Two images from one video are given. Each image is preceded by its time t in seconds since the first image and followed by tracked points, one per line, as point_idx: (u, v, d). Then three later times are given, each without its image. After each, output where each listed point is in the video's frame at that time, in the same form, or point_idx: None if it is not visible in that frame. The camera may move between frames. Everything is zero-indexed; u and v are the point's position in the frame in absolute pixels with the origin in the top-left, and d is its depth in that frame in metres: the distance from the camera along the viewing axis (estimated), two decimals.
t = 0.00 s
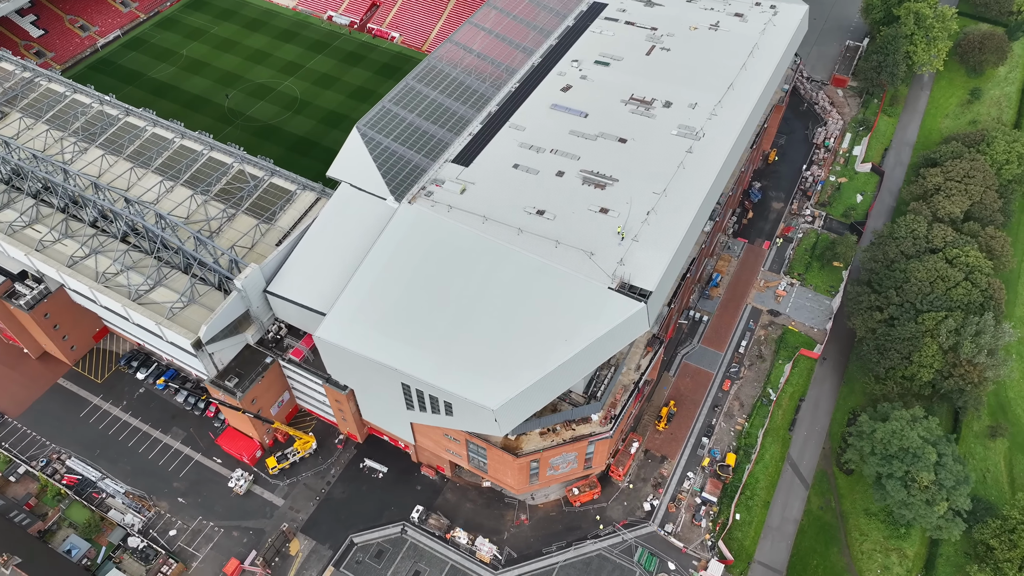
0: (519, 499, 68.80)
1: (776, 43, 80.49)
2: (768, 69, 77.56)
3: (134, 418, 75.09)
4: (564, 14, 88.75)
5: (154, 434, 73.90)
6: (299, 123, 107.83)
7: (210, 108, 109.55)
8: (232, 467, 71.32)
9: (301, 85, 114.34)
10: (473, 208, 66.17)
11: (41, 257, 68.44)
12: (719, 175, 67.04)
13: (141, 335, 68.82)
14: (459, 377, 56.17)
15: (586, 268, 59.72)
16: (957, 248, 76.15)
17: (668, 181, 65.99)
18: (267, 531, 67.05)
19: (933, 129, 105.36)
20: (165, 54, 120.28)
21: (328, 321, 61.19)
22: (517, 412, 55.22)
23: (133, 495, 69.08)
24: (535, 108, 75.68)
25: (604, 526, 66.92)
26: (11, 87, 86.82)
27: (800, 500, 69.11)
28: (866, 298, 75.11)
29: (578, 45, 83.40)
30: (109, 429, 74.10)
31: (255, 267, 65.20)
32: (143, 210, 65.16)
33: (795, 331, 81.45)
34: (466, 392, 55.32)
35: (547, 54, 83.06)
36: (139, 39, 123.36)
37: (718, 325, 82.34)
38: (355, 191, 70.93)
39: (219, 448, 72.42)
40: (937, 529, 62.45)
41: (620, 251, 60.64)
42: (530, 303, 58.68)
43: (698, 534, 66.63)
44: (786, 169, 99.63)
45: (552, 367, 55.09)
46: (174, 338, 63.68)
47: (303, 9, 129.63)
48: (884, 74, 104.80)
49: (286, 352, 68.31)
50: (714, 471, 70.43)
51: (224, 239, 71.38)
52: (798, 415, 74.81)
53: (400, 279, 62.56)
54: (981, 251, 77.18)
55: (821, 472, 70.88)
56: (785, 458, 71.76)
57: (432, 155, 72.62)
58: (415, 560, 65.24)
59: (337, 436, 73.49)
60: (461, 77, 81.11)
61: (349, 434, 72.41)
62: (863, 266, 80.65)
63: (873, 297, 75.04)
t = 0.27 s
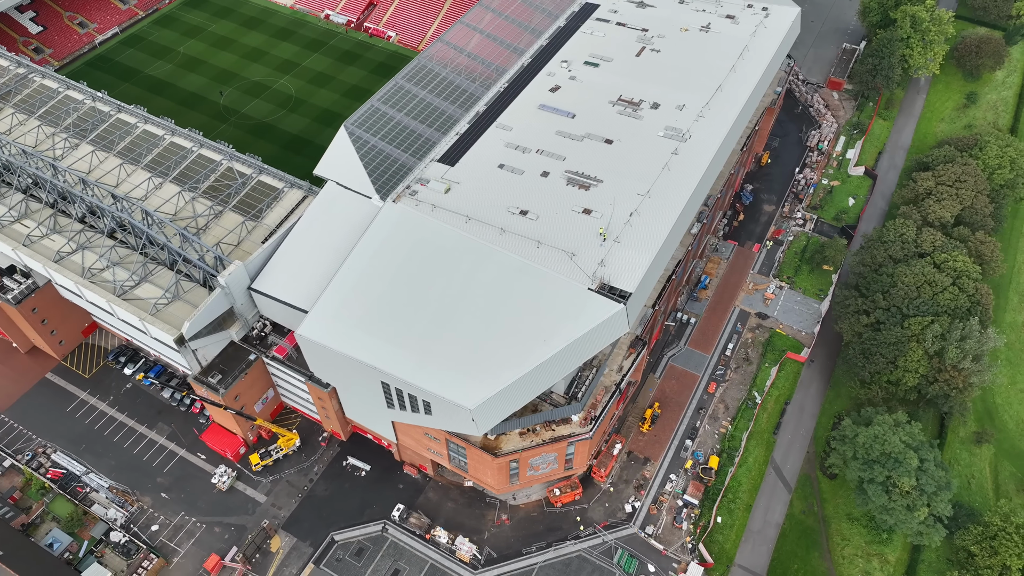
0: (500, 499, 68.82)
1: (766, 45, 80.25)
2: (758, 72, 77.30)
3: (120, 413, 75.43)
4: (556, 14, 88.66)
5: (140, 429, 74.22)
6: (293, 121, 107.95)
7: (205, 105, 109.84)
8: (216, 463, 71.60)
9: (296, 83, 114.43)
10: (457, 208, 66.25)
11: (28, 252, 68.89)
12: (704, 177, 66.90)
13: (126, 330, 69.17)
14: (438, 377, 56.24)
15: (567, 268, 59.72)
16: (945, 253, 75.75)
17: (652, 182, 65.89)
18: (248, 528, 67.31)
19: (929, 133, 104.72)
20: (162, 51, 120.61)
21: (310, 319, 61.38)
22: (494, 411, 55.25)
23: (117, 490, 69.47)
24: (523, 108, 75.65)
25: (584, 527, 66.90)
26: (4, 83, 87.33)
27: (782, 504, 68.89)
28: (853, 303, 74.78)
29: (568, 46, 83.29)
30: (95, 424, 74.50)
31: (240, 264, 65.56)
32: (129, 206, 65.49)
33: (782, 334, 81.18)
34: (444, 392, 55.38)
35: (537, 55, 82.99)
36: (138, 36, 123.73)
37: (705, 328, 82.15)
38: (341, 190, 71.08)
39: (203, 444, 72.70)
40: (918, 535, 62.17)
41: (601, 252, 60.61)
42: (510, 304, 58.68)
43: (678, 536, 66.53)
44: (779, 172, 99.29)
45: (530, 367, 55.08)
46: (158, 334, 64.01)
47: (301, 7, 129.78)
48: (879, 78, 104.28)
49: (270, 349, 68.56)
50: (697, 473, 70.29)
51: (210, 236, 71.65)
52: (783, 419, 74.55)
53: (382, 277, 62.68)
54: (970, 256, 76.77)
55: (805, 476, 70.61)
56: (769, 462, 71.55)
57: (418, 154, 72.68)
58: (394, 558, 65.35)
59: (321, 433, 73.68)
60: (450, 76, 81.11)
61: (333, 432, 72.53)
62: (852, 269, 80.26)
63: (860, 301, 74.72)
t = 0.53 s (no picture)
0: (482, 499, 68.84)
1: (756, 48, 80.10)
2: (747, 74, 77.13)
3: (107, 408, 75.76)
4: (547, 15, 88.62)
5: (125, 424, 74.51)
6: (287, 119, 108.10)
7: (200, 102, 110.15)
8: (200, 459, 71.86)
9: (291, 81, 114.58)
10: (441, 207, 66.36)
11: (15, 247, 69.29)
12: (689, 179, 66.82)
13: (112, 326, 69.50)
14: (416, 376, 56.33)
15: (548, 269, 59.79)
16: (933, 258, 75.43)
17: (636, 183, 65.86)
18: (230, 524, 67.52)
19: (923, 137, 104.16)
20: (159, 48, 120.96)
21: (291, 317, 61.58)
22: (472, 411, 55.33)
23: (100, 485, 69.73)
24: (510, 109, 75.63)
25: (565, 528, 66.86)
26: None
27: (764, 507, 68.66)
28: (839, 306, 74.53)
29: (559, 47, 83.21)
30: (81, 419, 74.83)
31: (223, 261, 65.84)
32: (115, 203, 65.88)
33: (770, 337, 80.95)
34: (422, 391, 55.47)
35: (527, 55, 82.94)
36: (135, 33, 124.10)
37: (692, 330, 81.96)
38: (328, 188, 71.24)
39: (188, 440, 72.95)
40: (899, 540, 61.92)
41: (582, 253, 60.63)
42: (491, 304, 58.73)
43: (659, 538, 66.40)
44: (772, 174, 98.96)
45: (508, 367, 55.13)
46: (141, 330, 64.31)
47: (298, 6, 129.96)
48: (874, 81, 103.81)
49: (253, 346, 68.75)
50: (680, 476, 70.14)
51: (196, 233, 71.88)
52: (768, 422, 74.33)
53: (364, 276, 62.80)
54: (958, 261, 76.43)
55: (788, 480, 70.37)
56: (752, 465, 71.34)
57: (405, 153, 72.74)
58: (374, 556, 65.47)
59: (305, 431, 73.88)
60: (440, 76, 81.14)
61: (317, 430, 72.75)
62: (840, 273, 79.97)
63: (846, 305, 74.48)
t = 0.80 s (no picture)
0: (462, 499, 68.87)
1: (742, 49, 80.00)
2: (732, 75, 77.05)
3: (91, 405, 75.99)
4: (535, 15, 88.63)
5: (109, 421, 74.73)
6: (278, 118, 108.27)
7: (191, 101, 110.39)
8: (182, 457, 72.03)
9: (283, 80, 114.72)
10: (422, 207, 66.43)
11: None
12: (671, 180, 66.75)
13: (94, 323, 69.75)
14: (392, 375, 56.36)
15: (526, 269, 59.79)
16: (918, 261, 75.19)
17: (617, 184, 65.84)
18: (210, 521, 67.68)
19: (914, 139, 103.81)
20: (153, 46, 121.22)
21: (271, 316, 61.69)
22: (448, 411, 55.32)
23: (82, 481, 69.95)
24: (495, 109, 75.66)
25: (544, 528, 66.87)
26: None
27: (744, 509, 68.55)
28: (823, 308, 74.37)
29: (546, 47, 83.16)
30: (65, 415, 75.07)
31: (205, 259, 66.08)
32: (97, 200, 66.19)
33: (754, 339, 80.83)
34: (399, 390, 55.49)
35: (513, 55, 82.93)
36: (129, 31, 124.39)
37: (677, 331, 81.90)
38: (311, 187, 71.36)
39: (170, 437, 73.13)
40: (877, 543, 61.77)
41: (561, 253, 60.63)
42: (468, 303, 58.69)
43: (638, 539, 66.37)
44: (761, 176, 98.79)
45: (483, 367, 55.09)
46: (122, 327, 64.57)
47: (292, 5, 130.10)
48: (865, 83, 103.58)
49: (235, 344, 69.02)
50: (660, 477, 70.10)
51: (180, 231, 72.06)
52: (750, 424, 74.20)
53: (344, 275, 62.87)
54: (943, 264, 76.18)
55: (769, 482, 70.23)
56: (733, 467, 71.25)
57: (388, 152, 72.80)
58: (353, 555, 65.56)
59: (287, 429, 74.02)
60: (426, 75, 81.19)
61: (299, 428, 72.98)
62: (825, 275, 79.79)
63: (830, 307, 74.32)
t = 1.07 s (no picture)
0: (441, 498, 68.91)
1: (727, 50, 79.99)
2: (717, 76, 77.02)
3: (73, 402, 76.10)
4: (522, 15, 88.66)
5: (91, 419, 74.84)
6: (267, 117, 108.38)
7: (182, 99, 110.51)
8: (163, 454, 72.13)
9: (274, 79, 114.85)
10: (402, 206, 66.48)
11: None
12: (651, 181, 66.73)
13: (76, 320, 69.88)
14: (368, 374, 56.45)
15: (503, 269, 59.81)
16: (902, 263, 75.06)
17: (597, 184, 65.85)
18: (190, 519, 67.76)
19: (903, 141, 103.63)
20: (145, 45, 121.38)
21: (250, 314, 61.80)
22: (423, 410, 55.38)
23: (63, 478, 69.90)
24: (479, 108, 75.69)
25: (522, 528, 66.88)
26: None
27: (724, 510, 68.48)
28: (806, 309, 74.26)
29: (531, 47, 83.18)
30: (47, 413, 75.18)
31: (185, 258, 66.21)
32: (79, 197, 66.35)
33: (738, 340, 80.75)
34: (374, 389, 55.56)
35: (499, 55, 82.97)
36: (121, 30, 124.58)
37: (660, 332, 81.86)
38: (293, 186, 71.44)
39: (152, 435, 73.23)
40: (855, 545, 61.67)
41: (539, 253, 60.66)
42: (446, 302, 58.76)
43: (616, 540, 66.35)
44: (749, 177, 98.69)
45: (459, 366, 55.13)
46: (102, 325, 64.67)
47: (284, 4, 130.23)
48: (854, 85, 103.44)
49: (216, 342, 69.15)
50: (640, 477, 70.06)
51: (162, 229, 72.13)
52: (732, 425, 74.13)
53: (323, 274, 62.96)
54: (926, 266, 76.06)
55: (749, 483, 70.14)
56: (714, 468, 71.19)
57: (371, 151, 72.84)
58: (331, 554, 65.64)
59: (269, 428, 74.11)
60: (411, 75, 81.23)
61: (280, 427, 73.07)
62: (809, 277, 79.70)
63: (813, 308, 74.22)
